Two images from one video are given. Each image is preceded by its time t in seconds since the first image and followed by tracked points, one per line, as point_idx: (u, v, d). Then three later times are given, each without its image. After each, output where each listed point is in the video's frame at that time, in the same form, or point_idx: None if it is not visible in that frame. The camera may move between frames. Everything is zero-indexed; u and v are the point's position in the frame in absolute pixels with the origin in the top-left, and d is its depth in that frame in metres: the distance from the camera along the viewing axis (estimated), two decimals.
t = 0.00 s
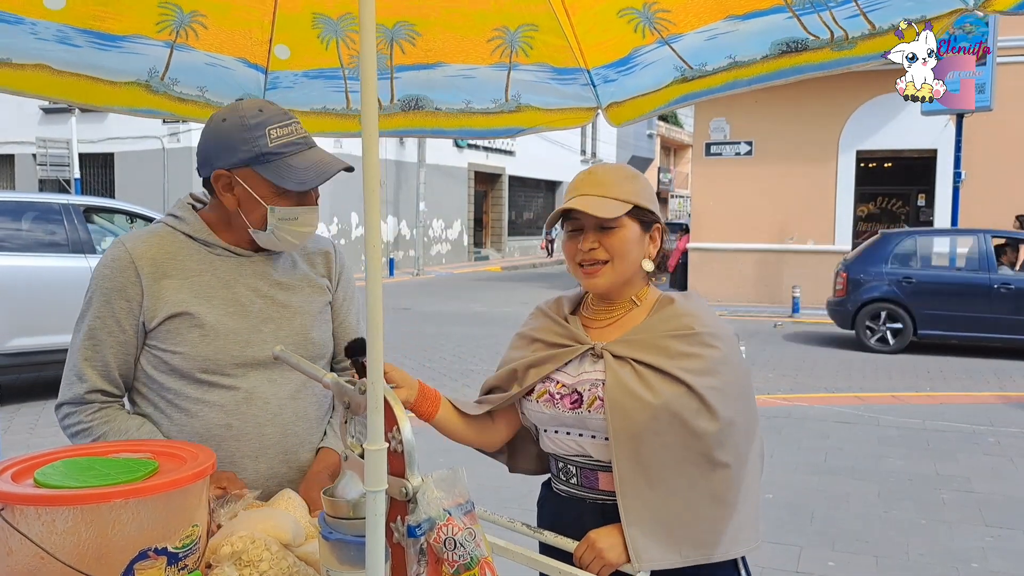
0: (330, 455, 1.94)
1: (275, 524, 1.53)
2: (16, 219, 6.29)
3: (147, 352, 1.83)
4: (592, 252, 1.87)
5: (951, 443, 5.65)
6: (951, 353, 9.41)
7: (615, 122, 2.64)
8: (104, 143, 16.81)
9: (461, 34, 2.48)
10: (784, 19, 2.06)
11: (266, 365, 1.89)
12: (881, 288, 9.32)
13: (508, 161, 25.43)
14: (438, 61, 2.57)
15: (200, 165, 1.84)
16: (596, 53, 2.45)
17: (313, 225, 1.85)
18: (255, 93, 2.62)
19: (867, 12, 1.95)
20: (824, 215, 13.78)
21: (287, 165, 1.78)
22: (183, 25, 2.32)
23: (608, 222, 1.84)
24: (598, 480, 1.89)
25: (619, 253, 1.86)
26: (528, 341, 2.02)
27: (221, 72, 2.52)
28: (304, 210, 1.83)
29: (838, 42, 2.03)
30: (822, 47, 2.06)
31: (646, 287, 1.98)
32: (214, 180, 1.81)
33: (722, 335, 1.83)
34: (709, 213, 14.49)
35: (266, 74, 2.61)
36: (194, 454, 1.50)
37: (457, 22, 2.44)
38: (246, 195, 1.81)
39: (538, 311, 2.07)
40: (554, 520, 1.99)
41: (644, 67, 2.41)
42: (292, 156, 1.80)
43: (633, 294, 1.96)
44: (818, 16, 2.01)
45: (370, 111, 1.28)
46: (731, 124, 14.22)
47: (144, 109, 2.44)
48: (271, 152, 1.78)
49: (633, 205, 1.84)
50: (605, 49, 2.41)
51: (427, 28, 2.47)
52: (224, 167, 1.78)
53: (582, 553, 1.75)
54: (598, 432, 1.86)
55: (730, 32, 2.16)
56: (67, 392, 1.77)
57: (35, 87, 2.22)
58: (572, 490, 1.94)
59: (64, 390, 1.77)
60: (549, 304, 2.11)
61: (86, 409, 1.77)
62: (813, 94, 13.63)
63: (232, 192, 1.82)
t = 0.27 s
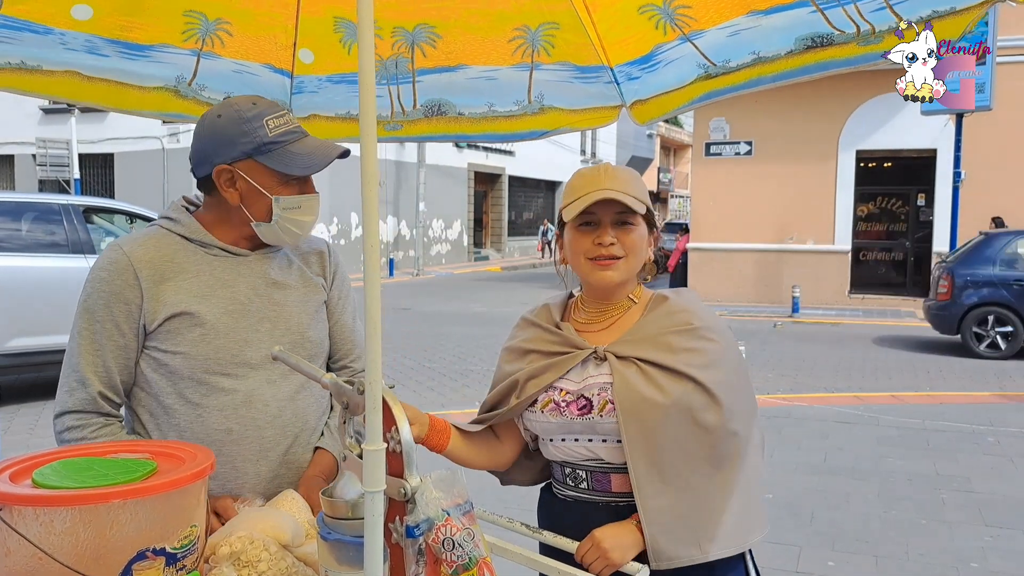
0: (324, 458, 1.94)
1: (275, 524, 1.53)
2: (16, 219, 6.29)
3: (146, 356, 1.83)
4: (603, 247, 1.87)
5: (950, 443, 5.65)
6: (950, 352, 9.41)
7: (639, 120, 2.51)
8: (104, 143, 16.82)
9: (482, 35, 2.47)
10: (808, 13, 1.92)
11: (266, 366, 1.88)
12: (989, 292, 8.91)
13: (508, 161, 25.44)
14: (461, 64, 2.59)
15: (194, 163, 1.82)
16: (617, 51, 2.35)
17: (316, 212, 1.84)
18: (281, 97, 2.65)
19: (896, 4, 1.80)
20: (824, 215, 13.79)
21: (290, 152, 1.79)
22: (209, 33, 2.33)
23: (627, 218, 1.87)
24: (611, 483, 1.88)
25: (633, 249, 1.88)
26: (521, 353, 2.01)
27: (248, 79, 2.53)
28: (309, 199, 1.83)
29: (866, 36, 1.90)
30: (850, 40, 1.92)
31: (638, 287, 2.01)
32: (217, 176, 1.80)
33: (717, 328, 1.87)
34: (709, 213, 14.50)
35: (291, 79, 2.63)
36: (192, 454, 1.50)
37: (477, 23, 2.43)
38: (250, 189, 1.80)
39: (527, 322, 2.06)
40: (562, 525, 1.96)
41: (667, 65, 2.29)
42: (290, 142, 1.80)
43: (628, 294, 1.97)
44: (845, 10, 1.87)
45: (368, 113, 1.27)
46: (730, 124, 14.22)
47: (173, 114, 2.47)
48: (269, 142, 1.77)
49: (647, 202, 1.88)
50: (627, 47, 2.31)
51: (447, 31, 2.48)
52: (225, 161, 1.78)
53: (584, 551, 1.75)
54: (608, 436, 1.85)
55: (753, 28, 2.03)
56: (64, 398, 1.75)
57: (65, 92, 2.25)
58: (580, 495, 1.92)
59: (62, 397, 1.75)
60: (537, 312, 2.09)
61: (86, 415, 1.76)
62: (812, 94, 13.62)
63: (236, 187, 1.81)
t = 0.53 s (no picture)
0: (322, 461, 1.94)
1: (278, 522, 1.53)
2: (18, 220, 6.28)
3: (146, 362, 1.80)
4: (564, 243, 1.90)
5: (951, 442, 5.65)
6: (951, 351, 9.41)
7: (658, 114, 2.46)
8: (105, 143, 16.83)
9: (497, 27, 2.46)
10: (824, 5, 1.91)
11: (266, 366, 1.87)
12: None
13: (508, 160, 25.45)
14: (476, 55, 2.55)
15: (193, 165, 1.82)
16: (634, 43, 2.35)
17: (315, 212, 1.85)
18: (299, 94, 2.64)
19: None
20: (825, 214, 13.78)
21: (286, 151, 1.79)
22: (225, 31, 2.35)
23: (587, 216, 1.86)
24: (606, 481, 1.88)
25: (587, 247, 1.87)
26: (521, 342, 1.99)
27: (265, 75, 2.53)
28: (307, 199, 1.84)
29: (885, 28, 1.86)
30: (868, 34, 1.89)
31: (637, 289, 1.99)
32: (214, 179, 1.80)
33: (716, 332, 1.86)
34: (710, 212, 14.50)
35: (308, 74, 2.61)
36: (195, 453, 1.49)
37: (491, 16, 2.41)
38: (248, 190, 1.80)
39: (531, 312, 2.05)
40: (559, 522, 1.97)
41: (684, 57, 2.28)
42: (286, 142, 1.80)
43: (622, 295, 1.97)
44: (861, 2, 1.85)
45: (368, 109, 1.27)
46: (731, 123, 14.21)
47: (192, 114, 2.44)
48: (265, 143, 1.77)
49: (613, 204, 1.85)
50: (643, 39, 2.31)
51: (462, 23, 2.46)
52: (221, 163, 1.78)
53: (587, 553, 1.74)
54: (602, 435, 1.86)
55: (769, 20, 2.02)
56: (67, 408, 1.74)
57: (85, 94, 2.24)
58: (576, 493, 1.93)
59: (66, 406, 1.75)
60: (543, 303, 2.09)
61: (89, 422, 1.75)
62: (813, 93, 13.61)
63: (233, 189, 1.81)
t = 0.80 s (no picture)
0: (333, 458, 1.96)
1: (282, 521, 1.54)
2: (22, 220, 6.28)
3: (148, 363, 1.81)
4: (563, 239, 1.93)
5: (952, 440, 5.66)
6: (952, 350, 9.42)
7: (669, 112, 2.46)
8: (105, 143, 16.83)
9: (505, 24, 2.44)
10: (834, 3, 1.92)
11: (269, 367, 1.87)
12: None
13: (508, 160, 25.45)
14: (484, 52, 2.54)
15: (195, 166, 1.83)
16: (642, 40, 2.36)
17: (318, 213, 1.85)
18: (308, 91, 2.64)
19: None
20: (826, 213, 13.78)
21: (289, 153, 1.79)
22: (234, 28, 2.34)
23: (585, 214, 1.88)
24: (600, 479, 1.89)
25: (585, 245, 1.88)
26: (522, 333, 2.01)
27: (274, 72, 2.53)
28: (309, 200, 1.84)
29: (895, 28, 1.87)
30: (879, 34, 1.90)
31: (638, 288, 1.99)
32: (217, 179, 1.80)
33: (714, 333, 1.85)
34: (710, 211, 14.51)
35: (317, 71, 2.61)
36: (201, 451, 1.50)
37: (500, 13, 2.40)
38: (251, 191, 1.80)
39: (535, 305, 2.07)
40: (558, 519, 1.99)
41: (692, 54, 2.30)
42: (290, 143, 1.81)
43: (622, 294, 1.98)
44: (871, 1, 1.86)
45: (373, 108, 1.28)
46: (732, 122, 14.21)
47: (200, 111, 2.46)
48: (269, 143, 1.78)
49: (611, 202, 1.85)
50: (653, 36, 2.32)
51: (470, 20, 2.45)
52: (225, 164, 1.78)
53: (590, 551, 1.75)
54: (596, 433, 1.87)
55: (779, 18, 2.03)
56: (67, 409, 1.74)
57: (94, 90, 2.26)
58: (572, 489, 1.95)
59: (64, 407, 1.74)
60: (547, 298, 2.11)
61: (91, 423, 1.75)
62: (813, 92, 13.61)
63: (236, 189, 1.81)
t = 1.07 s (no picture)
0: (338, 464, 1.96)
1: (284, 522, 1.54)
2: (28, 220, 6.29)
3: (154, 362, 1.81)
4: (569, 240, 1.93)
5: (954, 440, 5.65)
6: (952, 349, 9.42)
7: (669, 111, 2.47)
8: (106, 143, 16.84)
9: (506, 25, 2.44)
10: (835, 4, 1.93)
11: (276, 367, 1.87)
12: None
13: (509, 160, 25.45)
14: (484, 53, 2.54)
15: (203, 164, 1.83)
16: (643, 40, 2.36)
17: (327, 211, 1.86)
18: (309, 91, 2.64)
19: None
20: (826, 213, 13.78)
21: (300, 149, 1.80)
22: (235, 28, 2.34)
23: (589, 213, 1.88)
24: (600, 477, 1.90)
25: (591, 244, 1.88)
26: (528, 329, 2.02)
27: (275, 72, 2.54)
28: (319, 197, 1.84)
29: (895, 29, 1.87)
30: (880, 36, 1.90)
31: (645, 288, 1.99)
32: (227, 177, 1.80)
33: (722, 335, 1.86)
34: (711, 211, 14.51)
35: (318, 72, 2.61)
36: (205, 451, 1.50)
37: (500, 13, 2.40)
38: (261, 189, 1.81)
39: (542, 302, 2.07)
40: (557, 516, 1.99)
41: (692, 54, 2.30)
42: (300, 140, 1.81)
43: (630, 293, 1.98)
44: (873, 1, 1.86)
45: (377, 106, 1.28)
46: (732, 121, 14.20)
47: (201, 111, 2.47)
48: (279, 140, 1.78)
49: (614, 200, 1.86)
50: (653, 37, 2.32)
51: (470, 21, 2.45)
52: (235, 161, 1.78)
53: (591, 550, 1.75)
54: (598, 429, 1.87)
55: (779, 18, 2.03)
56: (72, 408, 1.73)
57: (96, 90, 2.27)
58: (573, 487, 1.95)
59: (68, 407, 1.73)
60: (554, 295, 2.11)
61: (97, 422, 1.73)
62: (814, 91, 13.62)
63: (246, 187, 1.82)
